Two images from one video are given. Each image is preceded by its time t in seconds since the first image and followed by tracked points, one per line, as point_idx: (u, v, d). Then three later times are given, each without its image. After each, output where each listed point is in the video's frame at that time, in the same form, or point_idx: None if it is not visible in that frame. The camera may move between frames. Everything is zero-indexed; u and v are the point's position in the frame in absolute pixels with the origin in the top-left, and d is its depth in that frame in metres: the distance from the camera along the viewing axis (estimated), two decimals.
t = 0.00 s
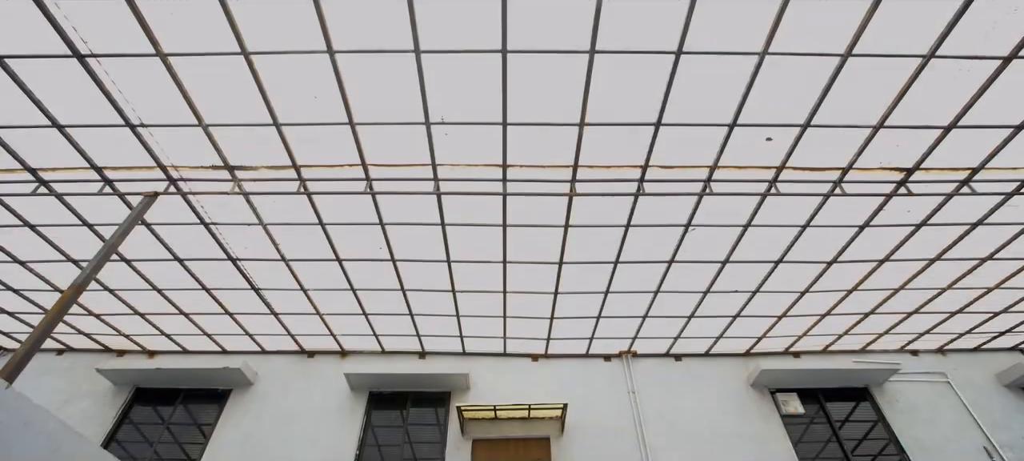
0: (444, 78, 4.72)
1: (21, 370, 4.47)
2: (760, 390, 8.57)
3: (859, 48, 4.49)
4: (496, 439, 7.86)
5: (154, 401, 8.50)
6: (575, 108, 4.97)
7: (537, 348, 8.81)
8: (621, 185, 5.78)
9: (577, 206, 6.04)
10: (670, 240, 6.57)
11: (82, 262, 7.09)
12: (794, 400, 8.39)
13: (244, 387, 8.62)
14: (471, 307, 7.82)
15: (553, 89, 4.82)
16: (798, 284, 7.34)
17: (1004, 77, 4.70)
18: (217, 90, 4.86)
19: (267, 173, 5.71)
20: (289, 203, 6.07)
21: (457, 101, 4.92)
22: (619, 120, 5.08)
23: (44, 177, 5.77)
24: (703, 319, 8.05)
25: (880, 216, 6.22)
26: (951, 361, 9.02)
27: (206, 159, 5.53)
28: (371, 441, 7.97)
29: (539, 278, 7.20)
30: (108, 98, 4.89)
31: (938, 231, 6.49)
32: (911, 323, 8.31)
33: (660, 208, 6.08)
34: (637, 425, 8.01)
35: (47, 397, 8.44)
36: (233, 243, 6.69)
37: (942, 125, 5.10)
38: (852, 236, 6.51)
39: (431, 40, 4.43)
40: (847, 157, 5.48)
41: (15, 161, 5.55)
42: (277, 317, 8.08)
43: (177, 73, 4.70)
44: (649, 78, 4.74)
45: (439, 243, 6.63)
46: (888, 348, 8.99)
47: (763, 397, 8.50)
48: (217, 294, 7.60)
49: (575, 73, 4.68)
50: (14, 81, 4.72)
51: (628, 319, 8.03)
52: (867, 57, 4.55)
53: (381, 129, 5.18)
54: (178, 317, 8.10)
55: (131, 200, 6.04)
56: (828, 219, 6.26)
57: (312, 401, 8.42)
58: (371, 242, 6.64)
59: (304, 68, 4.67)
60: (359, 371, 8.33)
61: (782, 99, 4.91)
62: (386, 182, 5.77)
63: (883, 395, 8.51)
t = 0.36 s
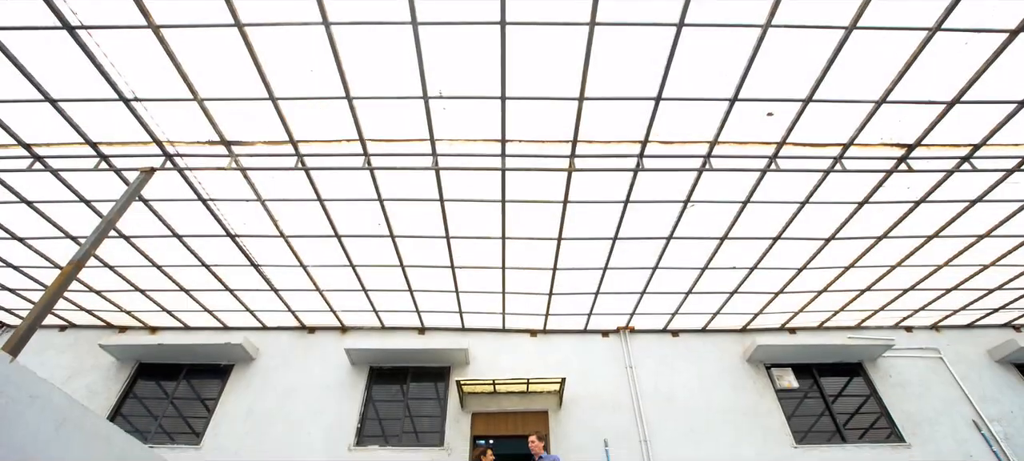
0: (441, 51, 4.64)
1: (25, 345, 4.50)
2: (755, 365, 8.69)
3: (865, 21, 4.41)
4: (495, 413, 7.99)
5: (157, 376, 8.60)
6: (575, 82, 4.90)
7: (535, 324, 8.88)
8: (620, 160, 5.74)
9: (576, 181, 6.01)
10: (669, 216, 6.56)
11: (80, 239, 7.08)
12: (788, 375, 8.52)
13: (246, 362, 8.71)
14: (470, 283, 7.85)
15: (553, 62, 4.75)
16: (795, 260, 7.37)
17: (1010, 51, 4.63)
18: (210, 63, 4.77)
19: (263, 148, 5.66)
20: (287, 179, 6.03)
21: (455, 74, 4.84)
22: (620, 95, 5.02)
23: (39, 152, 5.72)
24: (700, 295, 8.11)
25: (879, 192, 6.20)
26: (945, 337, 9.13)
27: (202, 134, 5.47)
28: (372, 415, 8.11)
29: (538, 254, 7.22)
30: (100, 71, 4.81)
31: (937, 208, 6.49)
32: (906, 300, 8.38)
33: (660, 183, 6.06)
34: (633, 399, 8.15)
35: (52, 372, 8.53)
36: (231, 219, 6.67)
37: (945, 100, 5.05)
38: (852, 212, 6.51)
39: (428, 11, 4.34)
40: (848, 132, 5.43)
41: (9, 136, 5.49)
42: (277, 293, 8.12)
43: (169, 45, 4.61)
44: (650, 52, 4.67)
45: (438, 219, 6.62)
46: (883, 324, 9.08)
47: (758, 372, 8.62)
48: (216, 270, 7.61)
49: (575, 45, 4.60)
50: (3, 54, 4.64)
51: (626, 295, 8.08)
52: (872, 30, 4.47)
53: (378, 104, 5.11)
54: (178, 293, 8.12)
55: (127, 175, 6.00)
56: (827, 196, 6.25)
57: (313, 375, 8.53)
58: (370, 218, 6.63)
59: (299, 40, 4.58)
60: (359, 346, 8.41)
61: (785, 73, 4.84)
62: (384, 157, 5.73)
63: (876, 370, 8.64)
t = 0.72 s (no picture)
0: (438, 20, 4.55)
1: (25, 319, 4.51)
2: (750, 339, 8.80)
3: None
4: (493, 386, 8.11)
5: (158, 350, 8.68)
6: (574, 54, 4.83)
7: (533, 298, 8.95)
8: (619, 134, 5.70)
9: (574, 155, 5.98)
10: (668, 191, 6.55)
11: (76, 213, 7.04)
12: (782, 348, 8.64)
13: (245, 336, 8.79)
14: (467, 258, 7.87)
15: (553, 34, 4.67)
16: (792, 236, 7.40)
17: (1015, 24, 4.56)
18: (202, 33, 4.68)
19: (258, 121, 5.59)
20: (283, 152, 5.98)
21: (453, 46, 4.76)
22: (619, 67, 4.96)
23: (30, 125, 5.65)
24: (697, 270, 8.16)
25: (878, 168, 6.19)
26: (937, 313, 9.23)
27: (196, 107, 5.40)
28: (371, 388, 8.22)
29: (536, 228, 7.22)
30: (90, 42, 4.71)
31: (935, 184, 6.48)
32: (900, 275, 8.44)
33: (659, 158, 6.03)
34: (629, 372, 8.28)
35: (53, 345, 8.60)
36: (228, 194, 6.63)
37: (948, 74, 4.99)
38: (850, 188, 6.50)
39: None
40: (849, 106, 5.39)
41: None
42: (275, 268, 8.14)
43: (160, 15, 4.51)
44: (650, 23, 4.59)
45: (436, 193, 6.60)
46: (877, 299, 9.17)
47: (753, 346, 8.73)
48: (214, 245, 7.60)
49: (575, 16, 4.52)
50: None
51: (623, 270, 8.13)
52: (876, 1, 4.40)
53: (374, 76, 5.04)
54: (176, 268, 8.13)
55: (121, 148, 5.94)
56: (826, 171, 6.24)
57: (313, 349, 8.62)
58: (367, 193, 6.60)
59: (293, 8, 4.48)
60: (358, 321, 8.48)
61: (787, 46, 4.77)
62: (381, 130, 5.67)
63: (868, 345, 8.76)
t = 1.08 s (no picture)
0: None
1: (25, 290, 4.53)
2: (745, 313, 8.89)
3: None
4: (491, 358, 8.21)
5: (159, 323, 8.73)
6: (574, 24, 4.74)
7: (531, 272, 8.98)
8: (619, 106, 5.64)
9: (573, 128, 5.93)
10: (667, 164, 6.51)
11: (71, 187, 6.99)
12: (777, 322, 8.75)
13: (245, 310, 8.84)
14: (466, 231, 7.87)
15: (552, 2, 4.57)
16: (790, 210, 7.40)
17: None
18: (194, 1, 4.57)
19: (253, 92, 5.52)
20: (279, 124, 5.91)
21: (450, 14, 4.66)
22: (619, 37, 4.88)
23: (21, 96, 5.57)
24: (695, 245, 8.18)
25: (879, 141, 6.15)
26: (932, 288, 9.31)
27: (189, 78, 5.32)
28: (370, 360, 8.32)
29: (534, 202, 7.20)
30: (78, 10, 4.60)
31: (936, 158, 6.45)
32: (897, 250, 8.48)
33: (658, 130, 5.97)
34: (625, 345, 8.39)
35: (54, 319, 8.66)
36: (224, 167, 6.58)
37: (953, 46, 4.92)
38: (850, 162, 6.47)
39: None
40: (852, 79, 5.33)
41: None
42: (273, 242, 8.13)
43: None
44: None
45: (433, 166, 6.55)
46: (873, 274, 9.23)
47: (748, 320, 8.82)
48: (211, 219, 7.58)
49: None
50: None
51: (621, 244, 8.15)
52: None
53: (370, 46, 4.95)
54: (174, 242, 8.12)
55: (114, 120, 5.86)
56: (826, 145, 6.20)
57: (313, 322, 8.69)
58: (365, 166, 6.55)
59: None
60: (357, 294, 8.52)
61: (791, 16, 4.69)
62: (377, 102, 5.60)
63: (862, 319, 8.86)
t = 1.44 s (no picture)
0: None
1: (25, 266, 4.54)
2: (743, 290, 8.94)
3: None
4: (490, 334, 8.29)
5: (160, 300, 8.78)
6: None
7: (530, 249, 9.00)
8: (618, 80, 5.58)
9: (572, 104, 5.88)
10: (666, 140, 6.47)
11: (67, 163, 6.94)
12: (773, 298, 8.85)
13: (245, 286, 8.88)
14: (465, 208, 7.85)
15: None
16: (790, 187, 7.38)
17: None
18: None
19: (249, 67, 5.45)
20: (275, 99, 5.84)
21: None
22: (620, 10, 4.80)
23: (12, 70, 5.49)
24: (693, 222, 8.18)
25: (881, 117, 6.10)
26: (929, 265, 9.36)
27: (183, 51, 5.24)
28: (371, 336, 8.40)
29: (532, 178, 7.17)
30: None
31: (937, 135, 6.41)
32: (895, 228, 8.49)
33: (657, 105, 5.92)
34: (624, 321, 8.46)
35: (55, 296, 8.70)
36: (220, 142, 6.53)
37: (959, 20, 4.85)
38: (850, 138, 6.44)
39: None
40: (855, 53, 5.27)
41: None
42: (272, 219, 8.12)
43: None
44: None
45: (432, 141, 6.50)
46: (871, 252, 9.27)
47: (745, 296, 8.89)
48: (209, 196, 7.55)
49: None
50: None
51: (620, 221, 8.15)
52: None
53: (367, 18, 4.87)
54: (172, 219, 8.11)
55: (109, 95, 5.80)
56: (827, 121, 6.16)
57: (313, 298, 8.74)
58: (363, 141, 6.50)
59: None
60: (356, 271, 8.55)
61: None
62: (374, 76, 5.54)
63: (859, 296, 8.93)
